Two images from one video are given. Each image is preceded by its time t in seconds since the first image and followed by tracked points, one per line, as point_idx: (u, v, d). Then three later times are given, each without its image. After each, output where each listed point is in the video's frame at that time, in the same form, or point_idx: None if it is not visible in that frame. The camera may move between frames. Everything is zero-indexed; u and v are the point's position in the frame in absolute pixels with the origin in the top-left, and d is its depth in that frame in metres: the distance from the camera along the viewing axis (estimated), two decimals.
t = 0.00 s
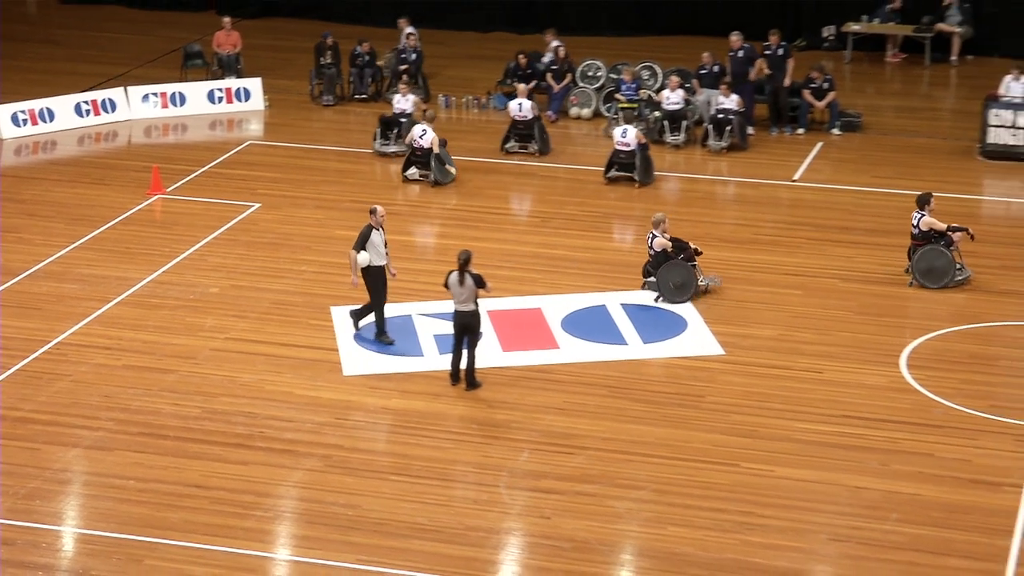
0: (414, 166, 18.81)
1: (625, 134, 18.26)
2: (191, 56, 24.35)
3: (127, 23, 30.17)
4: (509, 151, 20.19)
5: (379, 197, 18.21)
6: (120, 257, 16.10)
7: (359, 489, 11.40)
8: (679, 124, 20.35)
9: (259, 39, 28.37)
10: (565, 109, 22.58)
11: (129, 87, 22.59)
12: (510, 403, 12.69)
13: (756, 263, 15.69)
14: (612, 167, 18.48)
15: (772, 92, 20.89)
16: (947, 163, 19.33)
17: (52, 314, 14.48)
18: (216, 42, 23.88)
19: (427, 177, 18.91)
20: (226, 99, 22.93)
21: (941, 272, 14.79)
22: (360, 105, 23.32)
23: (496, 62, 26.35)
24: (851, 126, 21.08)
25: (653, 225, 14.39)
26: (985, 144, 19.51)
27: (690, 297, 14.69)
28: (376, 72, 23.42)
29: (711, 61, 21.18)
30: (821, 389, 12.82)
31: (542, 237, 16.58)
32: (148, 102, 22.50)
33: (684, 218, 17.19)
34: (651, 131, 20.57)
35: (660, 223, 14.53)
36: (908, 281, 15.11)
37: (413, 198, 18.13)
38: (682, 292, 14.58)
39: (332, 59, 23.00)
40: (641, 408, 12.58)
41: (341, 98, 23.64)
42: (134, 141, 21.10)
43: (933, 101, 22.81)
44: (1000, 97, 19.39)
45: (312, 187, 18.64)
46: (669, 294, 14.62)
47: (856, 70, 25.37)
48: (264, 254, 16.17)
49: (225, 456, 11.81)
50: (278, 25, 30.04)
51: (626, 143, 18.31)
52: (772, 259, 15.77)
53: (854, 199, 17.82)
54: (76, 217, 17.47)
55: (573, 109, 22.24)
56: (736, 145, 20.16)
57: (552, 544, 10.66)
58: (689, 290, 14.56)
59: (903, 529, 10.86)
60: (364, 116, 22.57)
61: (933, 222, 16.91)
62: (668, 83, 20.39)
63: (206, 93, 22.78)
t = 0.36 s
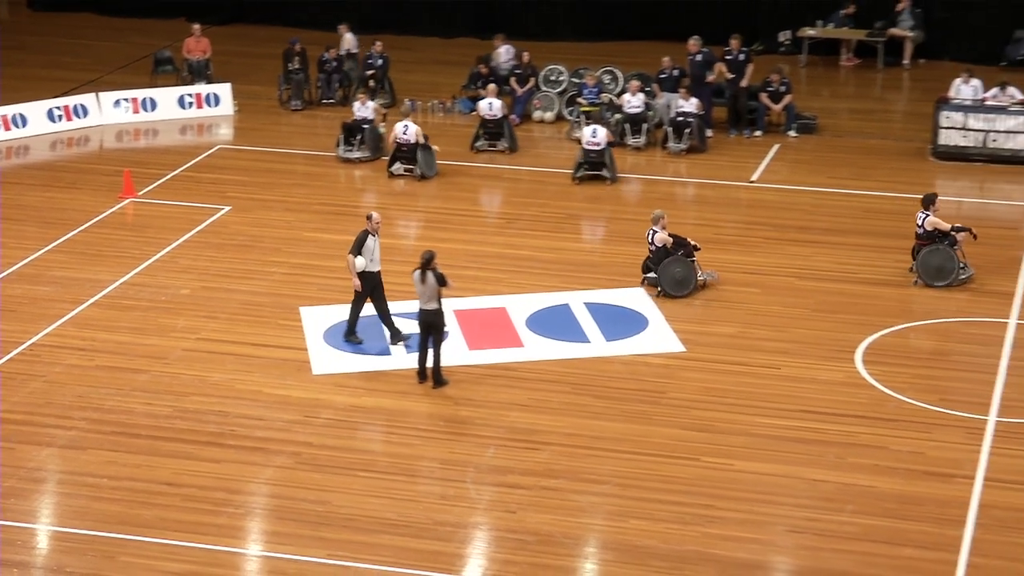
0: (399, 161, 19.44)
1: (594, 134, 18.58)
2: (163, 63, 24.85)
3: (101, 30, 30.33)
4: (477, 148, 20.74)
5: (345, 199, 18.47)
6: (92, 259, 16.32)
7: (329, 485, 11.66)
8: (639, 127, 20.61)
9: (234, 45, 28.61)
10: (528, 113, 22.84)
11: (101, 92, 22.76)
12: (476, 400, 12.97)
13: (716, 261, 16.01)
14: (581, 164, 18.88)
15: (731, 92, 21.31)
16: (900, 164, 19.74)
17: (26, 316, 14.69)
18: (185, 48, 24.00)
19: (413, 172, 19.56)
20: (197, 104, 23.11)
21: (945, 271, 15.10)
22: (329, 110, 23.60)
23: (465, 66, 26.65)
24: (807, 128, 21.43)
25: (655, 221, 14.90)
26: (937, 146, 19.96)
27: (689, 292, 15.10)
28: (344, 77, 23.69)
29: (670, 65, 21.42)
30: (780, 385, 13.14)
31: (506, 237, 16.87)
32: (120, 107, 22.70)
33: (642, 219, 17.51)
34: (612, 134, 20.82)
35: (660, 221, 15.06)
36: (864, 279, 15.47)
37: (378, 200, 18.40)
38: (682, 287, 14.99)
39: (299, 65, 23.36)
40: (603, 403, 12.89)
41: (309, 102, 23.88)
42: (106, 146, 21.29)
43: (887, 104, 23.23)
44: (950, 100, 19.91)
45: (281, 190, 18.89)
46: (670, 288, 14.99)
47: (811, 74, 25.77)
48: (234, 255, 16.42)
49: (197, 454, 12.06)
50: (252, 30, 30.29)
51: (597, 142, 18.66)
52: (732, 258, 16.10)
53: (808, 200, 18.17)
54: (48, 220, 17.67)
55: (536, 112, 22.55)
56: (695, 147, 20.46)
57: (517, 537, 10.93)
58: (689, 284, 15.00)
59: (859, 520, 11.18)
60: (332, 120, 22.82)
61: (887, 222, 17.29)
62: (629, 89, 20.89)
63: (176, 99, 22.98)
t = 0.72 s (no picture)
0: (370, 158, 19.94)
1: (551, 134, 19.15)
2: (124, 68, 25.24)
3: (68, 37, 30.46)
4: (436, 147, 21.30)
5: (304, 201, 18.77)
6: (56, 262, 16.54)
7: (291, 481, 11.94)
8: (592, 129, 20.90)
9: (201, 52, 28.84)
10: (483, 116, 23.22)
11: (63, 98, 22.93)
12: (433, 397, 13.28)
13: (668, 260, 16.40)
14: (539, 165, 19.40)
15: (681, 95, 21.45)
16: (844, 164, 20.24)
17: None
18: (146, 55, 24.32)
19: (383, 167, 20.12)
20: (158, 109, 23.41)
21: (937, 268, 15.51)
22: (288, 114, 23.91)
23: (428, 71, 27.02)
24: (754, 130, 21.87)
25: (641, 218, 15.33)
26: (880, 146, 20.49)
27: (678, 285, 15.55)
28: (303, 83, 24.04)
29: (622, 69, 21.59)
30: (730, 379, 13.50)
31: (463, 238, 17.19)
32: (83, 113, 22.87)
33: (593, 219, 17.89)
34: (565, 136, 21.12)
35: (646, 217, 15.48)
36: (812, 276, 15.88)
37: (338, 202, 18.70)
38: (671, 280, 15.45)
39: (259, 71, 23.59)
40: (558, 399, 13.22)
41: (269, 106, 24.20)
42: (69, 151, 21.49)
43: (831, 106, 23.78)
44: (893, 102, 20.45)
45: (243, 194, 19.16)
46: (660, 282, 15.45)
47: (758, 78, 26.40)
48: (196, 257, 16.70)
49: (161, 452, 12.32)
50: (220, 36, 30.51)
51: (553, 141, 19.23)
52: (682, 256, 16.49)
53: (755, 199, 18.58)
54: (12, 224, 17.86)
55: (490, 116, 22.89)
56: (647, 149, 20.87)
57: (476, 530, 11.23)
58: (678, 277, 15.45)
59: (807, 510, 11.54)
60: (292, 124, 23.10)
61: (833, 220, 17.74)
62: (581, 94, 21.13)
63: (138, 104, 23.24)
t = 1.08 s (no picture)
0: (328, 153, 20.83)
1: (502, 132, 19.81)
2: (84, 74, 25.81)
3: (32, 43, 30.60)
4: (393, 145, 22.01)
5: (260, 204, 19.14)
6: (17, 265, 16.78)
7: (251, 477, 12.22)
8: (541, 132, 21.33)
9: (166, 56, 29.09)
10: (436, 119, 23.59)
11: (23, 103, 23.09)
12: (389, 393, 13.64)
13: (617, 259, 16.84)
14: (491, 164, 20.09)
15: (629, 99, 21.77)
16: (784, 164, 20.80)
17: None
18: (106, 62, 24.68)
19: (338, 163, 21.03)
20: (117, 114, 23.59)
21: (921, 264, 16.01)
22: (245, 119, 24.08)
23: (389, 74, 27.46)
24: (700, 131, 22.52)
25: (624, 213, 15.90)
26: (821, 146, 21.04)
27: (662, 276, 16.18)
28: (260, 87, 24.26)
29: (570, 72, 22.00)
30: (677, 373, 13.91)
31: (417, 237, 17.57)
32: (43, 118, 23.06)
33: (543, 218, 18.34)
34: (516, 138, 21.59)
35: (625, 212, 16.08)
36: (758, 272, 16.35)
37: (293, 203, 19.10)
38: (655, 272, 16.06)
39: (216, 76, 24.05)
40: (510, 394, 13.58)
41: (226, 111, 24.50)
42: (30, 155, 21.69)
43: (773, 108, 24.44)
44: (833, 103, 20.91)
45: (202, 196, 19.48)
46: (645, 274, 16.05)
47: (702, 80, 27.18)
48: (156, 259, 17.02)
49: (123, 450, 12.59)
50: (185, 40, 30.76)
51: (505, 140, 19.93)
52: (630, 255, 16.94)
53: (699, 199, 19.06)
54: None
55: (443, 119, 23.25)
56: (596, 150, 21.33)
57: (431, 523, 11.55)
58: (661, 268, 16.08)
59: (753, 499, 11.92)
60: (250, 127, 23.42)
61: (777, 219, 18.25)
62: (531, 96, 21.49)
63: (97, 109, 23.42)
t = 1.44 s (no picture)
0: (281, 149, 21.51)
1: (453, 132, 20.31)
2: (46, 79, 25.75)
3: None
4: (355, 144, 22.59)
5: (220, 205, 19.49)
6: None
7: (215, 472, 12.52)
8: (495, 133, 21.79)
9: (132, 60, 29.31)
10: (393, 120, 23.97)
11: None
12: (349, 389, 14.00)
13: (571, 256, 17.29)
14: (444, 161, 20.53)
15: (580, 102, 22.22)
16: (731, 163, 21.31)
17: None
18: (69, 66, 24.91)
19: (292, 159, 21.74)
20: (80, 117, 23.77)
21: (909, 259, 16.50)
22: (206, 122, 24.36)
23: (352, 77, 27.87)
24: (650, 132, 22.97)
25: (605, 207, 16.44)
26: (767, 145, 21.52)
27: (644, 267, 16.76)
28: (220, 91, 24.57)
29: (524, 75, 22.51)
30: (630, 366, 14.33)
31: (376, 237, 17.94)
32: (7, 122, 23.23)
33: (498, 217, 18.76)
34: (471, 139, 22.04)
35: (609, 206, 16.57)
36: (710, 269, 16.80)
37: (252, 204, 19.47)
38: (636, 264, 16.63)
39: (177, 80, 24.41)
40: (467, 388, 13.96)
41: (187, 114, 24.80)
42: None
43: (720, 108, 25.03)
44: (778, 103, 21.38)
45: (165, 198, 19.79)
46: (628, 266, 16.62)
47: (652, 82, 27.86)
48: (120, 260, 17.32)
49: (89, 446, 12.87)
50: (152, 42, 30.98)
51: (457, 139, 20.47)
52: (583, 252, 17.39)
53: (648, 197, 19.51)
54: None
55: (400, 121, 23.60)
56: (549, 150, 21.80)
57: (392, 514, 11.88)
58: (643, 260, 16.65)
59: (703, 488, 12.31)
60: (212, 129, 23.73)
61: (726, 216, 18.73)
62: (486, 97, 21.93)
63: (61, 113, 23.59)
